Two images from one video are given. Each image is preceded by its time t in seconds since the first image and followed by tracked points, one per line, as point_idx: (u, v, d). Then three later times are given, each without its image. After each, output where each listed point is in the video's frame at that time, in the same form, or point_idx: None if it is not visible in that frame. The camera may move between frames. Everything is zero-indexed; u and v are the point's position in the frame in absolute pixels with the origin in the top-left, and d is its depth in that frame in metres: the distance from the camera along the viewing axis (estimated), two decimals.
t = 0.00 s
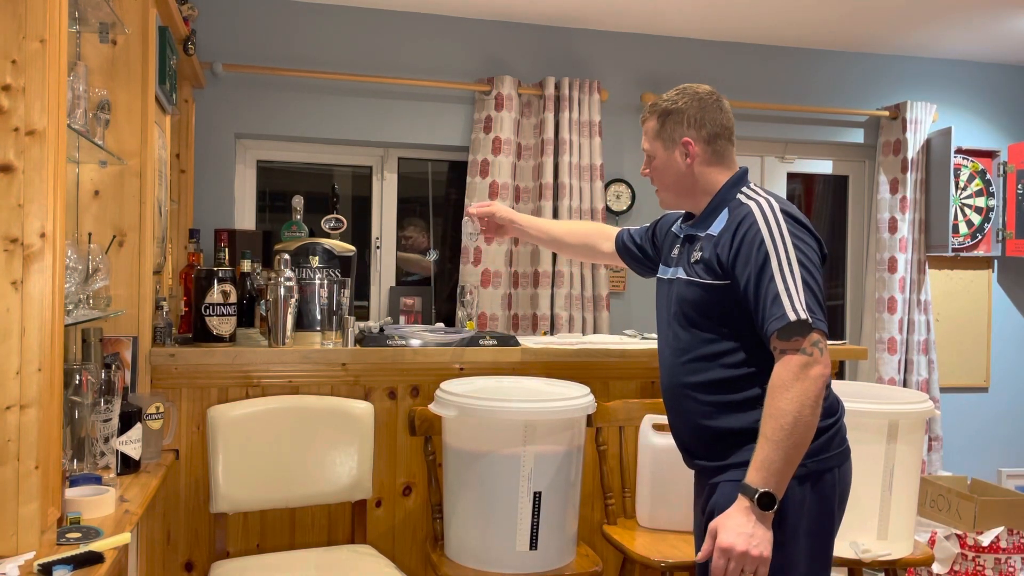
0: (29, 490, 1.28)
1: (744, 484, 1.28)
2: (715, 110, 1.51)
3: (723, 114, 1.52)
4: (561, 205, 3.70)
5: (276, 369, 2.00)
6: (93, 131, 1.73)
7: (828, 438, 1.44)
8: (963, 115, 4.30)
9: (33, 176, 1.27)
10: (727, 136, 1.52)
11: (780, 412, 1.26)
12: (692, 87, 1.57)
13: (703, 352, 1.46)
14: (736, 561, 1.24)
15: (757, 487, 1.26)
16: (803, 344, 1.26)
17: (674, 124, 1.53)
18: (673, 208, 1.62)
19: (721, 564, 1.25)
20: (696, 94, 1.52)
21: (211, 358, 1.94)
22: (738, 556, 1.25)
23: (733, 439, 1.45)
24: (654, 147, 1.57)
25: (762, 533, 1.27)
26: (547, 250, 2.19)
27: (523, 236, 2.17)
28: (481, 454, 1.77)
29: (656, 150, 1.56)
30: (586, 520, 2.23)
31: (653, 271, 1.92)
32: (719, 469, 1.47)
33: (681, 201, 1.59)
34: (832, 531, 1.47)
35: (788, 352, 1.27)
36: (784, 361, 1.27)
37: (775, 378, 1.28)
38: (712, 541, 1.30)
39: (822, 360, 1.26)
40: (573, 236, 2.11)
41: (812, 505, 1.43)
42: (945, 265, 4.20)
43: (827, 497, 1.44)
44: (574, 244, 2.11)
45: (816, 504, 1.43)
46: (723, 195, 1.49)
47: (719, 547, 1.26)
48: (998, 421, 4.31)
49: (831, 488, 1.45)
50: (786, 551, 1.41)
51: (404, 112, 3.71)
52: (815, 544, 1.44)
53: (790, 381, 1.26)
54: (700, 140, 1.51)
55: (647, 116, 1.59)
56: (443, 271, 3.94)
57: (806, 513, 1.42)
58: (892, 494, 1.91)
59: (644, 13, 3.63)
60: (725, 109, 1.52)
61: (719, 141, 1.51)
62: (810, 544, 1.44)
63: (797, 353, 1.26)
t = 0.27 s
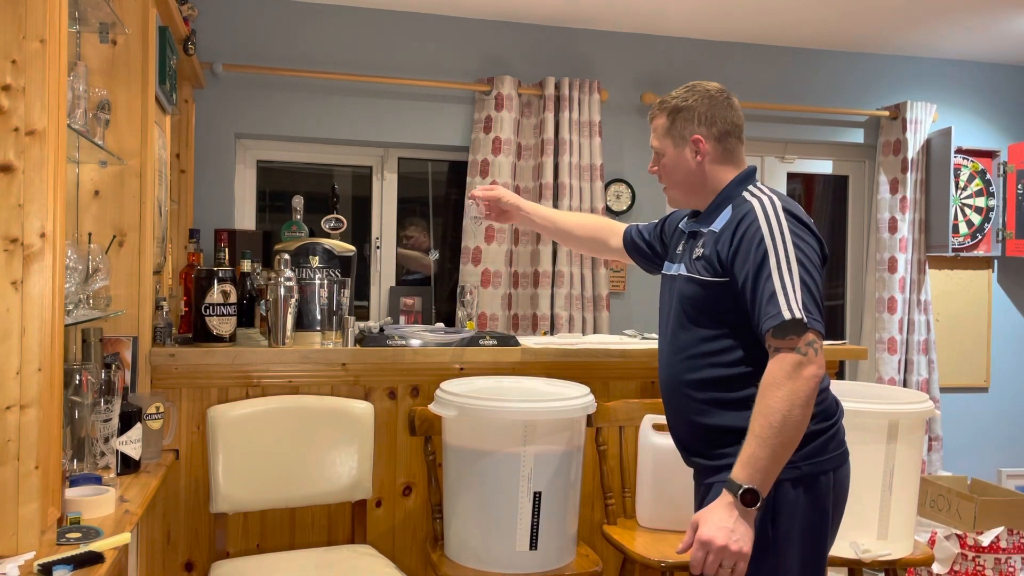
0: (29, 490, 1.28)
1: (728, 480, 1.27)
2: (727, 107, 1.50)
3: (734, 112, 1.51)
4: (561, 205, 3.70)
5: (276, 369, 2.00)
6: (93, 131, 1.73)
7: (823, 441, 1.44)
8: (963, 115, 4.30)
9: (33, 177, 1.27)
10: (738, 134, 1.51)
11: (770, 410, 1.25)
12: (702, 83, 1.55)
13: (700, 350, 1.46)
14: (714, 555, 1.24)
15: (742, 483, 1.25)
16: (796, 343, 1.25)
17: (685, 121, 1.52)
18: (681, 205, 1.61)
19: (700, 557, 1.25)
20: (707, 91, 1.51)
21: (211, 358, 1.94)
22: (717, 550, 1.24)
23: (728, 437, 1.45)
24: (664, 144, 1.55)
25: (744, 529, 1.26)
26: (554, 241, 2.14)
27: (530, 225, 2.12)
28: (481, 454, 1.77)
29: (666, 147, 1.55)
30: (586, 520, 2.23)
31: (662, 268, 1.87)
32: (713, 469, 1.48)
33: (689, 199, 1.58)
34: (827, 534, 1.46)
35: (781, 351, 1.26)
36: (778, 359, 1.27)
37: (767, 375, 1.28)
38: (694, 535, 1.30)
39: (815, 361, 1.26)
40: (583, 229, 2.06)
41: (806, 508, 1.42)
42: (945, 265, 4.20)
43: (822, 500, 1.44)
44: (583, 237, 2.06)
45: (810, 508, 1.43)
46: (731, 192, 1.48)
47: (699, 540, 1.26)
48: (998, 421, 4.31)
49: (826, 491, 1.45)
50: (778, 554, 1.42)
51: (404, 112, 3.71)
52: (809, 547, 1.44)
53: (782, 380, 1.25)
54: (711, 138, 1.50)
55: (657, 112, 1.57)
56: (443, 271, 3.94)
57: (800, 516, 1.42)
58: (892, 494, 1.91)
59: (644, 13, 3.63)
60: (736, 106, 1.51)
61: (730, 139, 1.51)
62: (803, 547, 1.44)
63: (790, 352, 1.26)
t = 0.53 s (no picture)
0: (29, 490, 1.28)
1: (706, 475, 1.27)
2: (738, 105, 1.49)
3: (745, 110, 1.50)
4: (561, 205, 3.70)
5: (277, 369, 2.00)
6: (93, 131, 1.73)
7: (817, 448, 1.44)
8: (963, 115, 4.30)
9: (33, 177, 1.27)
10: (748, 132, 1.51)
11: (757, 409, 1.25)
12: (712, 81, 1.55)
13: (698, 350, 1.46)
14: (683, 546, 1.23)
15: (718, 479, 1.25)
16: (790, 347, 1.25)
17: (695, 118, 1.50)
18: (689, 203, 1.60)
19: (668, 546, 1.24)
20: (718, 89, 1.50)
21: (211, 358, 1.94)
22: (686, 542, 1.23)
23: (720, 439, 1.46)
24: (674, 142, 1.54)
25: (713, 524, 1.25)
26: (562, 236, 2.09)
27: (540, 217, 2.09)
28: (481, 454, 1.77)
29: (676, 145, 1.54)
30: (586, 520, 2.23)
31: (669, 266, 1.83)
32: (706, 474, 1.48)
33: (698, 197, 1.57)
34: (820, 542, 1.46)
35: (774, 353, 1.26)
36: (771, 361, 1.26)
37: (759, 375, 1.27)
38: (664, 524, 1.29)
39: (809, 366, 1.25)
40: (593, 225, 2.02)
41: (796, 516, 1.42)
42: (945, 265, 4.20)
43: (813, 508, 1.44)
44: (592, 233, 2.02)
45: (801, 516, 1.43)
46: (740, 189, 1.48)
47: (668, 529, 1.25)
48: (998, 421, 4.31)
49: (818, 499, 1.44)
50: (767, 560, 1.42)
51: (404, 112, 3.71)
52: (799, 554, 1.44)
53: (772, 382, 1.25)
54: (722, 136, 1.49)
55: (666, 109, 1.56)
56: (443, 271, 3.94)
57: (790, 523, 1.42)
58: (892, 494, 1.91)
59: (644, 14, 3.63)
60: (747, 105, 1.50)
61: (740, 137, 1.50)
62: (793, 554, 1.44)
63: (783, 356, 1.25)
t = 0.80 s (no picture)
0: (29, 490, 1.28)
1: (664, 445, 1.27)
2: (747, 102, 1.48)
3: (754, 107, 1.49)
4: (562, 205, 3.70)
5: (277, 369, 2.00)
6: (93, 131, 1.73)
7: (810, 454, 1.44)
8: (963, 115, 4.30)
9: (33, 177, 1.27)
10: (757, 129, 1.50)
11: (731, 401, 1.25)
12: (720, 77, 1.53)
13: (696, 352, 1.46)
14: (616, 498, 1.25)
15: (672, 452, 1.24)
16: (779, 353, 1.24)
17: (705, 115, 1.49)
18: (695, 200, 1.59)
19: (603, 494, 1.26)
20: (729, 86, 1.49)
21: (211, 358, 1.94)
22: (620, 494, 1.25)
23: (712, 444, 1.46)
24: (682, 138, 1.52)
25: (652, 490, 1.25)
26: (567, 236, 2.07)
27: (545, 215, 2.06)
28: (481, 453, 1.77)
29: (684, 141, 1.52)
30: (586, 520, 2.23)
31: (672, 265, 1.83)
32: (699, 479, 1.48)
33: (705, 195, 1.56)
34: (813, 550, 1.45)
35: (763, 355, 1.25)
36: (759, 363, 1.25)
37: (745, 372, 1.27)
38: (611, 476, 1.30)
39: (794, 375, 1.25)
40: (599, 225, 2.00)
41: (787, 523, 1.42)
42: (945, 265, 4.20)
43: (805, 515, 1.43)
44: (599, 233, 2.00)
45: (792, 523, 1.43)
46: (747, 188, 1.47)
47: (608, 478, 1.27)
48: (998, 421, 4.31)
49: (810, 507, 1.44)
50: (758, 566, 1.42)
51: (404, 112, 3.71)
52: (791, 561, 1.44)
53: (755, 381, 1.24)
54: (732, 133, 1.48)
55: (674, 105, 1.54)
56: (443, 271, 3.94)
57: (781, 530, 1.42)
58: (892, 494, 1.91)
59: (644, 14, 3.63)
60: (756, 102, 1.49)
61: (749, 135, 1.49)
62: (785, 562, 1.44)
63: (771, 359, 1.25)
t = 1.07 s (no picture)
0: (29, 491, 1.28)
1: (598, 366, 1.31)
2: (757, 99, 1.47)
3: (764, 103, 1.48)
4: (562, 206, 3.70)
5: (277, 369, 2.00)
6: (93, 131, 1.73)
7: (806, 456, 1.44)
8: (963, 115, 4.30)
9: (33, 177, 1.27)
10: (767, 125, 1.49)
11: (671, 361, 1.28)
12: (728, 71, 1.51)
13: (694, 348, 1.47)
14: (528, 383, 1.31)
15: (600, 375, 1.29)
16: (728, 349, 1.26)
17: (715, 111, 1.47)
18: (702, 198, 1.58)
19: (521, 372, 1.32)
20: (739, 82, 1.47)
21: (211, 359, 1.93)
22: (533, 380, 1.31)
23: (705, 446, 1.46)
24: (690, 135, 1.51)
25: (560, 397, 1.30)
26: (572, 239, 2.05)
27: (551, 217, 2.04)
28: (482, 453, 1.77)
29: (693, 138, 1.51)
30: (586, 520, 2.23)
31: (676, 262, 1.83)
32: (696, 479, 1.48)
33: (713, 192, 1.55)
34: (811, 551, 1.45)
35: (716, 343, 1.27)
36: (710, 346, 1.27)
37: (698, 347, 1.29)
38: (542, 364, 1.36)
39: (733, 375, 1.26)
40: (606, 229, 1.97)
41: (784, 524, 1.43)
42: (945, 265, 4.20)
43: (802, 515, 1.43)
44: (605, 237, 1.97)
45: (789, 524, 1.43)
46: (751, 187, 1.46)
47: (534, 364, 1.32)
48: (998, 421, 4.31)
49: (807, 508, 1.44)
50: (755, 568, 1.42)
51: (404, 112, 3.71)
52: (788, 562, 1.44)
53: (699, 360, 1.26)
54: (742, 131, 1.47)
55: (683, 101, 1.52)
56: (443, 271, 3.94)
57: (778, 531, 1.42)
58: (892, 494, 1.91)
59: (643, 14, 3.63)
60: (765, 97, 1.48)
61: (760, 132, 1.48)
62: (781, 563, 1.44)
63: (720, 350, 1.26)
